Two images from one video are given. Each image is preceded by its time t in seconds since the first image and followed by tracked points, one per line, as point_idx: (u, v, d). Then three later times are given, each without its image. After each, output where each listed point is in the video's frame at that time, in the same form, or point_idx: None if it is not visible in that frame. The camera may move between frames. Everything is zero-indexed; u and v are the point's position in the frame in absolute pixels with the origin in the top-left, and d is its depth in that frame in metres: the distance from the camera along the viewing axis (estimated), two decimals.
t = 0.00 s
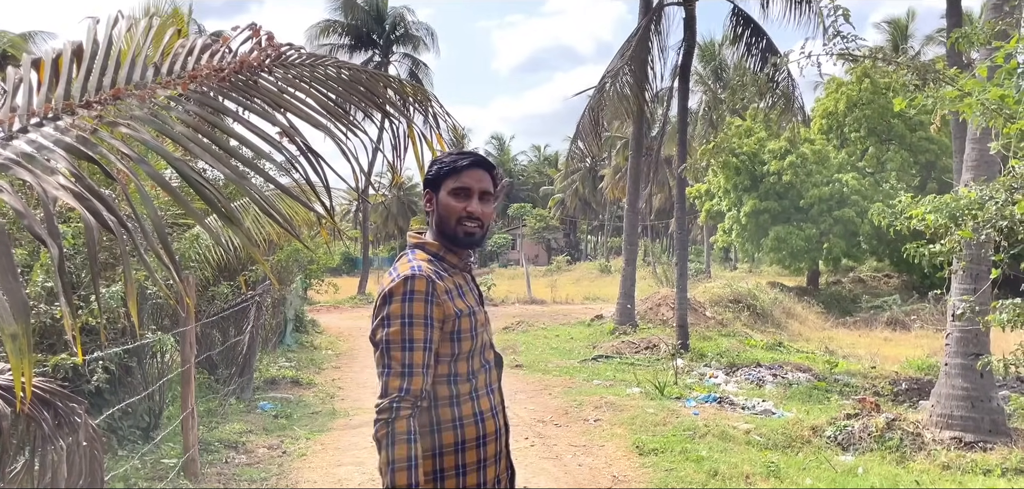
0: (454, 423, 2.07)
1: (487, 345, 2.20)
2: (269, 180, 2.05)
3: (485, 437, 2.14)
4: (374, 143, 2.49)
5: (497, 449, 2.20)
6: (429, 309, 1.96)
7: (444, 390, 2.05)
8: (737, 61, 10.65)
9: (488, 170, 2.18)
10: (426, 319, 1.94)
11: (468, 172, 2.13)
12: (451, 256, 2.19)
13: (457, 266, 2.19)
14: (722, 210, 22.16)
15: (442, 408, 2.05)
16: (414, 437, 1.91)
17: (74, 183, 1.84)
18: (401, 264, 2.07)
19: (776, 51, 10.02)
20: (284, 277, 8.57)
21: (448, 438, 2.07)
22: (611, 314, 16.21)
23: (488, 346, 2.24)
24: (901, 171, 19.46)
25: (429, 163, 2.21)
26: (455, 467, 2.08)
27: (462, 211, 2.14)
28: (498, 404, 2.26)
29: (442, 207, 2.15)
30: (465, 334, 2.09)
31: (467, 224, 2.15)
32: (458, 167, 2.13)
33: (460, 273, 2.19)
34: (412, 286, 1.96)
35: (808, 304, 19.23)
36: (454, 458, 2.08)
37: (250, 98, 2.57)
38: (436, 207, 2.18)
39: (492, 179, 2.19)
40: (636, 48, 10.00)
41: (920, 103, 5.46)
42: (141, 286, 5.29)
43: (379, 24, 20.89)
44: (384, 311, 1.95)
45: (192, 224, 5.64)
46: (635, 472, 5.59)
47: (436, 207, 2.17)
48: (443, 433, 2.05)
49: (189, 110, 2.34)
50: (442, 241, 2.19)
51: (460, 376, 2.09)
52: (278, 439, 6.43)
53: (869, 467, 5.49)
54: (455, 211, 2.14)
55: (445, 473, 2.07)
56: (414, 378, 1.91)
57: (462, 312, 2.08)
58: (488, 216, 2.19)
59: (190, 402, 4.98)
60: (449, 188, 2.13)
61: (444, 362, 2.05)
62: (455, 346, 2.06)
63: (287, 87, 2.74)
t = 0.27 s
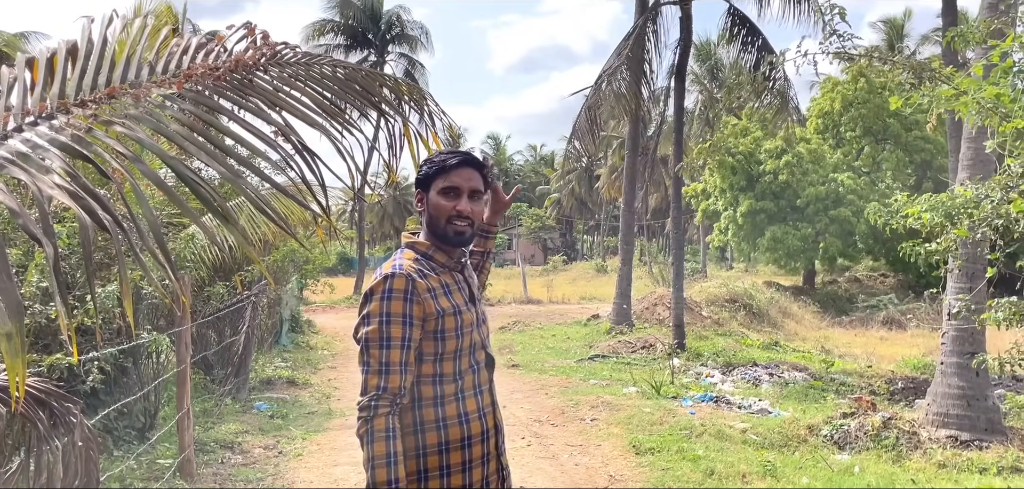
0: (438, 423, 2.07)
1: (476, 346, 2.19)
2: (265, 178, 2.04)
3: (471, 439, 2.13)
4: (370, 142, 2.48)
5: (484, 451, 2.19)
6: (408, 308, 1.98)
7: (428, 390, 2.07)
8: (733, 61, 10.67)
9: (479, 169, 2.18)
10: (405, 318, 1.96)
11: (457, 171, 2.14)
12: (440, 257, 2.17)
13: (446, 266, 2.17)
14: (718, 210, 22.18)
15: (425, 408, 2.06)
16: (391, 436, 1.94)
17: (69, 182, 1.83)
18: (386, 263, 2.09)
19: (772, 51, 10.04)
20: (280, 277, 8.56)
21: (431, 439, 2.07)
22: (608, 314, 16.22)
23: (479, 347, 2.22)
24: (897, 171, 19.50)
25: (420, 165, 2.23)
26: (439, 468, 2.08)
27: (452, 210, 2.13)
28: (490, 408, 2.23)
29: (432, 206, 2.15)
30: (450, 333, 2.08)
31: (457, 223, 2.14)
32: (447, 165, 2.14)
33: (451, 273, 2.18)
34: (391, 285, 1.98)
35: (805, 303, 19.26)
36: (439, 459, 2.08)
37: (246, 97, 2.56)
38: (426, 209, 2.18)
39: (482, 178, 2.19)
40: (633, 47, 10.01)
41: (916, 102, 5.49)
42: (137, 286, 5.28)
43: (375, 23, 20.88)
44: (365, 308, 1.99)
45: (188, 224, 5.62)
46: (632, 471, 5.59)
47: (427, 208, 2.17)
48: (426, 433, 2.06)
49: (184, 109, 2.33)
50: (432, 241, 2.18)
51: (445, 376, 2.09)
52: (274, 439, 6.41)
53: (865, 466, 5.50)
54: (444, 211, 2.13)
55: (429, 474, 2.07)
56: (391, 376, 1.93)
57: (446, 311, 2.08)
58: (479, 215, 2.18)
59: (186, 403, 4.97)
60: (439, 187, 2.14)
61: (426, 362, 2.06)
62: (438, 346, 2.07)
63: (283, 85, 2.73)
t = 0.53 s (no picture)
0: (429, 422, 2.07)
1: (468, 345, 2.17)
2: (260, 178, 2.03)
3: (462, 439, 2.12)
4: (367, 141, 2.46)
5: (478, 451, 2.17)
6: (394, 306, 1.98)
7: (418, 389, 2.07)
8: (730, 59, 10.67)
9: (471, 167, 2.15)
10: (391, 316, 1.97)
11: (449, 169, 2.11)
12: (434, 255, 2.16)
13: (437, 264, 2.15)
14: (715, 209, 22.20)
15: (415, 407, 2.06)
16: (379, 434, 1.94)
17: (63, 181, 1.82)
18: (376, 262, 2.10)
19: (770, 49, 10.04)
20: (276, 277, 8.54)
21: (422, 438, 2.07)
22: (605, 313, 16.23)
23: (473, 346, 2.20)
24: (893, 169, 19.51)
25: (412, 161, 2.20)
26: (431, 468, 2.08)
27: (443, 210, 2.11)
28: (483, 407, 2.21)
29: (424, 206, 2.12)
30: (439, 332, 2.08)
31: (449, 222, 2.11)
32: (438, 164, 2.11)
33: (443, 272, 2.17)
34: (377, 284, 1.99)
35: (802, 302, 19.29)
36: (431, 459, 2.07)
37: (241, 96, 2.55)
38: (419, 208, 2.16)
39: (474, 175, 2.16)
40: (630, 46, 10.01)
41: (913, 100, 5.50)
42: (133, 286, 5.26)
43: (372, 22, 20.87)
44: (354, 308, 2.01)
45: (184, 223, 5.61)
46: (629, 470, 5.58)
47: (419, 206, 2.15)
48: (416, 432, 2.06)
49: (179, 108, 2.32)
50: (425, 240, 2.16)
51: (435, 375, 2.08)
52: (271, 439, 6.40)
53: (862, 465, 5.51)
54: (436, 210, 2.11)
55: (421, 473, 2.07)
56: (378, 374, 1.94)
57: (436, 309, 2.07)
58: (471, 213, 2.15)
59: (182, 402, 4.95)
60: (429, 186, 2.11)
61: (415, 359, 2.07)
62: (427, 344, 2.07)
63: (278, 84, 2.72)
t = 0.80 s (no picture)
0: (428, 418, 2.07)
1: (464, 342, 2.18)
2: (257, 178, 2.03)
3: (461, 435, 2.13)
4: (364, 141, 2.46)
5: (476, 446, 2.18)
6: (390, 304, 1.98)
7: (415, 386, 2.07)
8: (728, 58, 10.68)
9: (477, 183, 2.11)
10: (386, 315, 1.97)
11: (455, 187, 2.07)
12: (429, 255, 2.15)
13: (432, 266, 2.15)
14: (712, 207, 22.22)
15: (413, 404, 2.06)
16: (378, 432, 1.93)
17: (60, 181, 1.82)
18: (370, 261, 2.09)
19: (767, 47, 10.04)
20: (273, 276, 8.53)
21: (421, 435, 2.06)
22: (602, 312, 16.24)
23: (468, 343, 2.20)
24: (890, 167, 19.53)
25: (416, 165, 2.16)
26: (431, 465, 2.08)
27: (443, 224, 2.10)
28: (479, 404, 2.22)
29: (425, 215, 2.11)
30: (435, 330, 2.08)
31: (448, 237, 2.12)
32: (445, 180, 2.06)
33: (437, 271, 2.17)
34: (372, 282, 1.98)
35: (799, 300, 19.30)
36: (431, 456, 2.07)
37: (238, 96, 2.55)
38: (419, 214, 2.14)
39: (478, 191, 2.13)
40: (627, 45, 10.01)
41: (909, 99, 5.52)
42: (130, 285, 5.25)
43: (369, 21, 20.83)
44: (348, 307, 2.00)
45: (181, 223, 5.60)
46: (627, 469, 5.59)
47: (419, 213, 2.13)
48: (416, 430, 2.06)
49: (176, 107, 2.32)
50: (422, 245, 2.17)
51: (432, 372, 2.09)
52: (269, 438, 6.40)
53: (859, 462, 5.52)
54: (437, 224, 2.10)
55: (421, 470, 2.07)
56: (374, 372, 1.94)
57: (431, 308, 2.08)
58: (469, 228, 2.15)
59: (179, 402, 4.95)
60: (432, 199, 2.08)
61: (412, 357, 2.06)
62: (424, 342, 2.07)
63: (274, 84, 2.72)
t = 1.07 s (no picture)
0: (421, 409, 2.08)
1: (459, 337, 2.16)
2: (256, 176, 2.03)
3: (454, 425, 2.12)
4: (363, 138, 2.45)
5: (471, 437, 2.17)
6: (382, 302, 1.97)
7: (408, 379, 2.07)
8: (727, 56, 10.68)
9: (473, 195, 2.08)
10: (378, 312, 1.96)
11: (450, 198, 2.04)
12: (425, 253, 2.12)
13: (427, 268, 2.13)
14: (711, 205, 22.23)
15: (406, 396, 2.07)
16: (369, 426, 1.94)
17: (58, 179, 1.82)
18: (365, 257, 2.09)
19: (766, 45, 10.05)
20: (272, 274, 8.52)
21: (414, 424, 2.07)
22: (602, 309, 16.25)
23: (464, 340, 2.18)
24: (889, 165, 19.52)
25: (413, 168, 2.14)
26: (424, 454, 2.09)
27: (433, 232, 2.09)
28: (474, 396, 2.20)
29: (418, 219, 2.10)
30: (428, 327, 2.07)
31: (439, 245, 2.11)
32: (440, 189, 2.03)
33: (434, 268, 2.14)
34: (364, 280, 1.97)
35: (798, 297, 19.32)
36: (423, 445, 2.08)
37: (236, 93, 2.55)
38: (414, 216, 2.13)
39: (475, 202, 2.10)
40: (625, 43, 10.01)
41: (908, 96, 5.52)
42: (128, 284, 5.25)
43: (368, 19, 20.80)
44: (341, 303, 2.00)
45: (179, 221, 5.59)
46: (626, 466, 5.59)
47: (414, 216, 2.12)
48: (409, 419, 2.07)
49: (175, 105, 2.32)
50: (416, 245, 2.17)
51: (425, 367, 2.08)
52: (268, 436, 6.40)
53: (858, 459, 5.53)
54: (429, 230, 2.09)
55: (414, 459, 2.08)
56: (364, 368, 1.94)
57: (424, 304, 2.06)
58: (462, 236, 2.14)
59: (178, 400, 4.94)
60: (425, 207, 2.07)
61: (405, 351, 2.06)
62: (416, 339, 2.06)
63: (273, 81, 2.71)
